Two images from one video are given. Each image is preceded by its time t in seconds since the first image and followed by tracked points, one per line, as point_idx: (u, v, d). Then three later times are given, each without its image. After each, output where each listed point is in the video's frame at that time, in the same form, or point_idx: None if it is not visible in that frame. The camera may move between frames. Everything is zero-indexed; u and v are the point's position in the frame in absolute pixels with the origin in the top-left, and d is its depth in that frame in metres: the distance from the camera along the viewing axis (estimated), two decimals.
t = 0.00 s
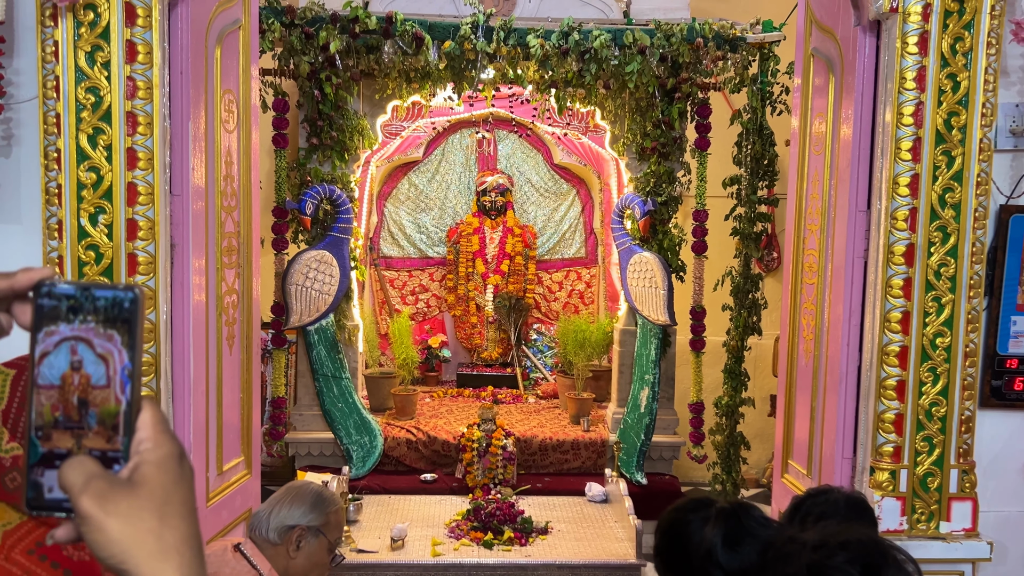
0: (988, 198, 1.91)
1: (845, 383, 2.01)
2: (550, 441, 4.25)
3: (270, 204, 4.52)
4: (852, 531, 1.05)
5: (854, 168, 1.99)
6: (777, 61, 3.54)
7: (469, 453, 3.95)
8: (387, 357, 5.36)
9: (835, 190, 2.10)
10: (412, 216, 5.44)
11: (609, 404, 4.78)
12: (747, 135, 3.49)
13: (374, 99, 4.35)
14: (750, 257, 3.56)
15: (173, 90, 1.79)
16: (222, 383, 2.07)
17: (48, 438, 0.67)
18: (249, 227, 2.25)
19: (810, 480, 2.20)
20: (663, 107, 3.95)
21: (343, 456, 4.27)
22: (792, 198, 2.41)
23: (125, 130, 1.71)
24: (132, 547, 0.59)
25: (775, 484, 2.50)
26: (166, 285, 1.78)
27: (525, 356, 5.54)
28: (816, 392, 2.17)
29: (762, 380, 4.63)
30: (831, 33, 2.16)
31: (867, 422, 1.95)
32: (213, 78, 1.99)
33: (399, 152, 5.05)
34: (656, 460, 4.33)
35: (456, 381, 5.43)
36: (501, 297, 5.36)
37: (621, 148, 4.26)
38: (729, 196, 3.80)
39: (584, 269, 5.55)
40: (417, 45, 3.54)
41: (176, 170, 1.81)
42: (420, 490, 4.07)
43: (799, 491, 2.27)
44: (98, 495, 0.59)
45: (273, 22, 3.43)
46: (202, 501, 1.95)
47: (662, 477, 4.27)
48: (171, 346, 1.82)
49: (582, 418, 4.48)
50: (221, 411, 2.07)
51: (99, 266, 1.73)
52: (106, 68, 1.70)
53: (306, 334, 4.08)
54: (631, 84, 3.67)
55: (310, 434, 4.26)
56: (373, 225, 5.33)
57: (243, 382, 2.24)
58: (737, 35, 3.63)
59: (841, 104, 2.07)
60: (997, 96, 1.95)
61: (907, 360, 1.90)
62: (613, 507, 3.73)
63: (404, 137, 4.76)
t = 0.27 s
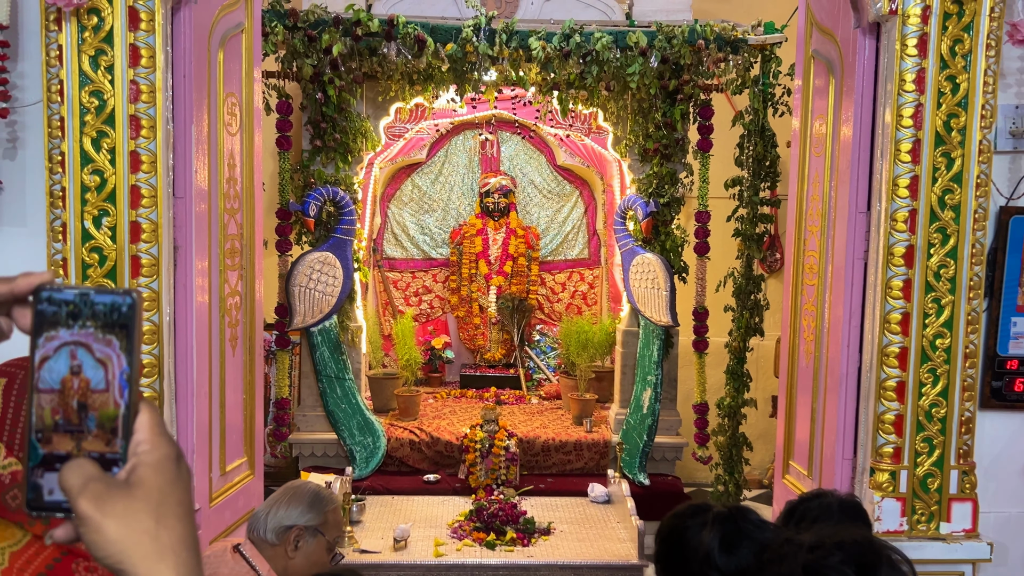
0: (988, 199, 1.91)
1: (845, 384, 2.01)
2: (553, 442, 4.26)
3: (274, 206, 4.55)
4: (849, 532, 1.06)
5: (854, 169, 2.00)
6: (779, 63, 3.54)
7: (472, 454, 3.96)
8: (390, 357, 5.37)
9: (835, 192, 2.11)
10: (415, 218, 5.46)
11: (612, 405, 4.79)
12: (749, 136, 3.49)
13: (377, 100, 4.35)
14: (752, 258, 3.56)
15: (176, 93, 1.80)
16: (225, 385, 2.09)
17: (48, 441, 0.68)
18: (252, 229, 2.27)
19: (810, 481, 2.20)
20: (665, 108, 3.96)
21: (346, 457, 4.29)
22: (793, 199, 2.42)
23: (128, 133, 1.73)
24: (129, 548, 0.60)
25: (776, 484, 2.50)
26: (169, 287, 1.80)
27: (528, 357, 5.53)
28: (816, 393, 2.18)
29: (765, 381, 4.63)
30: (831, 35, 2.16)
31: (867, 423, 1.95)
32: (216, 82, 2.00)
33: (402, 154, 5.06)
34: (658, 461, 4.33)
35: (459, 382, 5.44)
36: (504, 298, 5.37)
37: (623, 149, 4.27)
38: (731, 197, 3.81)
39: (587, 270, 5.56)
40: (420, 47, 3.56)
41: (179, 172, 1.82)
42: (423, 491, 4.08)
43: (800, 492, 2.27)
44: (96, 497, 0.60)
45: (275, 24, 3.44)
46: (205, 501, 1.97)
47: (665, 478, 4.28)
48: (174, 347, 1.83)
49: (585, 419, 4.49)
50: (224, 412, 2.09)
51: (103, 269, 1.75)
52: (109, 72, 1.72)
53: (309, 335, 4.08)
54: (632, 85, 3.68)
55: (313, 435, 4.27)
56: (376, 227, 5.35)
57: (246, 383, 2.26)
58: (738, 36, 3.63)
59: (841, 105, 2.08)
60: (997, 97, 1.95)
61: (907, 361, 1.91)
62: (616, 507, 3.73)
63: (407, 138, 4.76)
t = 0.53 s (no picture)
0: (987, 198, 1.91)
1: (844, 383, 2.01)
2: (554, 442, 4.27)
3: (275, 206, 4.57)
4: (843, 529, 1.06)
5: (853, 168, 2.00)
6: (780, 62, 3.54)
7: (473, 454, 3.96)
8: (392, 357, 5.38)
9: (834, 191, 2.11)
10: (417, 218, 5.47)
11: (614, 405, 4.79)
12: (749, 135, 3.49)
13: (379, 100, 4.35)
14: (752, 257, 3.56)
15: (176, 93, 1.82)
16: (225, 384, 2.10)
17: (39, 436, 0.68)
18: (253, 229, 2.28)
19: (810, 480, 2.20)
20: (666, 108, 3.96)
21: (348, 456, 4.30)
22: (793, 199, 2.42)
23: (128, 133, 1.74)
24: (118, 540, 0.61)
25: (776, 483, 2.50)
26: (169, 286, 1.81)
27: (530, 356, 5.49)
28: (816, 393, 2.18)
29: (766, 381, 4.63)
30: (830, 34, 2.16)
31: (866, 422, 1.96)
32: (217, 82, 2.01)
33: (404, 154, 5.07)
34: (660, 461, 4.33)
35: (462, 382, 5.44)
36: (506, 298, 5.38)
37: (625, 149, 4.28)
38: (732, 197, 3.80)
39: (589, 270, 5.56)
40: (420, 47, 3.57)
41: (179, 172, 1.83)
42: (425, 490, 4.09)
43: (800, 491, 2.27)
44: (86, 490, 0.61)
45: (277, 25, 3.45)
46: (206, 499, 1.98)
47: (666, 477, 4.28)
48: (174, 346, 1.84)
49: (587, 418, 4.49)
50: (225, 411, 2.10)
51: (104, 268, 1.76)
52: (110, 72, 1.73)
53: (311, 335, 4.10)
54: (633, 85, 3.69)
55: (315, 434, 4.28)
56: (378, 227, 5.36)
57: (247, 382, 2.27)
58: (739, 36, 3.63)
59: (841, 104, 2.08)
60: (995, 96, 1.95)
61: (905, 360, 1.91)
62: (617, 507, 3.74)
63: (409, 138, 4.77)
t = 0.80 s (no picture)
0: (986, 198, 1.91)
1: (842, 383, 2.01)
2: (555, 441, 4.27)
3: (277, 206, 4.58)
4: (838, 527, 1.06)
5: (852, 168, 2.00)
6: (780, 62, 3.54)
7: (474, 453, 3.97)
8: (394, 356, 5.39)
9: (833, 191, 2.11)
10: (419, 217, 5.48)
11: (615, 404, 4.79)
12: (750, 135, 3.48)
13: (380, 100, 4.38)
14: (754, 257, 3.55)
15: (176, 93, 1.82)
16: (225, 382, 2.11)
17: (30, 432, 0.69)
18: (253, 228, 2.29)
19: (809, 480, 2.20)
20: (667, 108, 3.95)
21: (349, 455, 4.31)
22: (793, 198, 2.42)
23: (128, 132, 1.75)
24: (108, 534, 0.62)
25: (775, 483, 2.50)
26: (169, 285, 1.82)
27: (531, 357, 5.53)
28: (814, 392, 2.18)
29: (767, 380, 4.64)
30: (829, 33, 2.16)
31: (864, 421, 1.96)
32: (217, 82, 2.02)
33: (406, 154, 5.08)
34: (661, 460, 4.34)
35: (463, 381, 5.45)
36: (507, 298, 5.39)
37: (626, 149, 4.28)
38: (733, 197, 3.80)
39: (590, 269, 5.56)
40: (421, 47, 3.58)
41: (179, 172, 1.84)
42: (426, 489, 4.10)
43: (799, 490, 2.27)
44: (76, 484, 0.62)
45: (278, 24, 3.46)
46: (206, 498, 1.99)
47: (667, 477, 4.28)
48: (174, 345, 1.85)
49: (588, 418, 4.49)
50: (225, 410, 2.11)
51: (104, 266, 1.77)
52: (110, 71, 1.74)
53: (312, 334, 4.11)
54: (633, 84, 3.69)
55: (317, 433, 4.29)
56: (380, 226, 5.36)
57: (247, 381, 2.28)
58: (740, 35, 3.63)
59: (840, 104, 2.08)
60: (995, 96, 1.95)
61: (904, 360, 1.91)
62: (617, 506, 3.74)
63: (411, 138, 4.78)
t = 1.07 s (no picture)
0: (988, 197, 1.91)
1: (844, 382, 2.01)
2: (556, 440, 4.27)
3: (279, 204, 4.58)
4: (837, 526, 1.07)
5: (854, 167, 1.99)
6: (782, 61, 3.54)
7: (475, 452, 3.97)
8: (395, 355, 5.40)
9: (835, 190, 2.11)
10: (421, 217, 5.48)
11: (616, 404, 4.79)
12: (752, 134, 3.48)
13: (382, 99, 4.39)
14: (755, 256, 3.55)
15: (177, 90, 1.82)
16: (226, 380, 2.11)
17: (32, 424, 0.69)
18: (254, 226, 2.29)
19: (810, 479, 2.20)
20: (669, 107, 3.94)
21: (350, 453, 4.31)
22: (794, 197, 2.41)
23: (130, 129, 1.75)
24: (108, 525, 0.64)
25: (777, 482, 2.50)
26: (170, 282, 1.82)
27: (533, 356, 5.54)
28: (816, 391, 2.18)
29: (768, 380, 4.63)
30: (831, 32, 2.16)
31: (865, 421, 1.95)
32: (218, 79, 2.02)
33: (407, 153, 5.08)
34: (662, 460, 4.34)
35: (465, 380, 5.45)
36: (508, 297, 5.40)
37: (628, 148, 4.27)
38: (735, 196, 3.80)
39: (592, 268, 5.56)
40: (422, 45, 3.59)
41: (181, 169, 1.84)
42: (427, 488, 4.11)
43: (800, 489, 2.27)
44: (78, 475, 0.64)
45: (280, 23, 3.46)
46: (206, 495, 1.99)
47: (668, 476, 4.28)
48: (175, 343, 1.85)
49: (589, 417, 4.49)
50: (226, 408, 2.11)
51: (106, 264, 1.77)
52: (112, 69, 1.74)
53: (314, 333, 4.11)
54: (635, 83, 3.69)
55: (318, 432, 4.30)
56: (381, 225, 5.37)
57: (248, 379, 2.28)
58: (742, 35, 3.63)
59: (842, 103, 2.08)
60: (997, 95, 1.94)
61: (905, 359, 1.90)
62: (618, 506, 3.73)
63: (412, 137, 4.79)
